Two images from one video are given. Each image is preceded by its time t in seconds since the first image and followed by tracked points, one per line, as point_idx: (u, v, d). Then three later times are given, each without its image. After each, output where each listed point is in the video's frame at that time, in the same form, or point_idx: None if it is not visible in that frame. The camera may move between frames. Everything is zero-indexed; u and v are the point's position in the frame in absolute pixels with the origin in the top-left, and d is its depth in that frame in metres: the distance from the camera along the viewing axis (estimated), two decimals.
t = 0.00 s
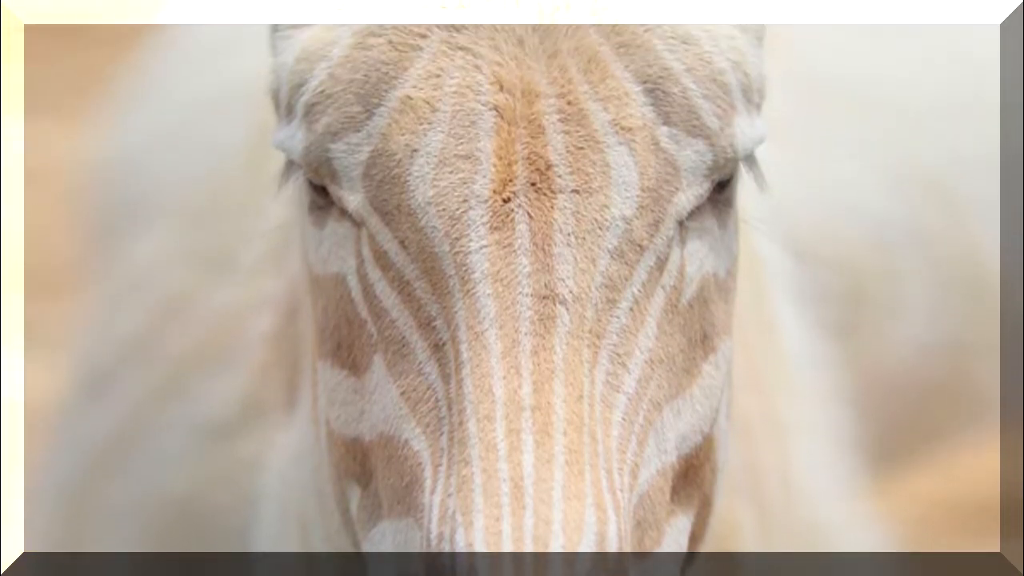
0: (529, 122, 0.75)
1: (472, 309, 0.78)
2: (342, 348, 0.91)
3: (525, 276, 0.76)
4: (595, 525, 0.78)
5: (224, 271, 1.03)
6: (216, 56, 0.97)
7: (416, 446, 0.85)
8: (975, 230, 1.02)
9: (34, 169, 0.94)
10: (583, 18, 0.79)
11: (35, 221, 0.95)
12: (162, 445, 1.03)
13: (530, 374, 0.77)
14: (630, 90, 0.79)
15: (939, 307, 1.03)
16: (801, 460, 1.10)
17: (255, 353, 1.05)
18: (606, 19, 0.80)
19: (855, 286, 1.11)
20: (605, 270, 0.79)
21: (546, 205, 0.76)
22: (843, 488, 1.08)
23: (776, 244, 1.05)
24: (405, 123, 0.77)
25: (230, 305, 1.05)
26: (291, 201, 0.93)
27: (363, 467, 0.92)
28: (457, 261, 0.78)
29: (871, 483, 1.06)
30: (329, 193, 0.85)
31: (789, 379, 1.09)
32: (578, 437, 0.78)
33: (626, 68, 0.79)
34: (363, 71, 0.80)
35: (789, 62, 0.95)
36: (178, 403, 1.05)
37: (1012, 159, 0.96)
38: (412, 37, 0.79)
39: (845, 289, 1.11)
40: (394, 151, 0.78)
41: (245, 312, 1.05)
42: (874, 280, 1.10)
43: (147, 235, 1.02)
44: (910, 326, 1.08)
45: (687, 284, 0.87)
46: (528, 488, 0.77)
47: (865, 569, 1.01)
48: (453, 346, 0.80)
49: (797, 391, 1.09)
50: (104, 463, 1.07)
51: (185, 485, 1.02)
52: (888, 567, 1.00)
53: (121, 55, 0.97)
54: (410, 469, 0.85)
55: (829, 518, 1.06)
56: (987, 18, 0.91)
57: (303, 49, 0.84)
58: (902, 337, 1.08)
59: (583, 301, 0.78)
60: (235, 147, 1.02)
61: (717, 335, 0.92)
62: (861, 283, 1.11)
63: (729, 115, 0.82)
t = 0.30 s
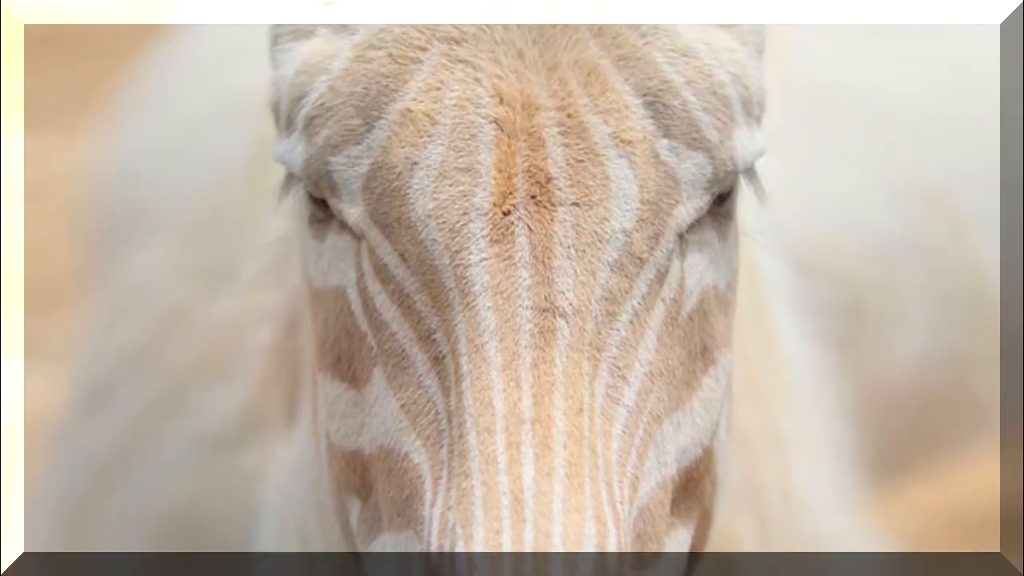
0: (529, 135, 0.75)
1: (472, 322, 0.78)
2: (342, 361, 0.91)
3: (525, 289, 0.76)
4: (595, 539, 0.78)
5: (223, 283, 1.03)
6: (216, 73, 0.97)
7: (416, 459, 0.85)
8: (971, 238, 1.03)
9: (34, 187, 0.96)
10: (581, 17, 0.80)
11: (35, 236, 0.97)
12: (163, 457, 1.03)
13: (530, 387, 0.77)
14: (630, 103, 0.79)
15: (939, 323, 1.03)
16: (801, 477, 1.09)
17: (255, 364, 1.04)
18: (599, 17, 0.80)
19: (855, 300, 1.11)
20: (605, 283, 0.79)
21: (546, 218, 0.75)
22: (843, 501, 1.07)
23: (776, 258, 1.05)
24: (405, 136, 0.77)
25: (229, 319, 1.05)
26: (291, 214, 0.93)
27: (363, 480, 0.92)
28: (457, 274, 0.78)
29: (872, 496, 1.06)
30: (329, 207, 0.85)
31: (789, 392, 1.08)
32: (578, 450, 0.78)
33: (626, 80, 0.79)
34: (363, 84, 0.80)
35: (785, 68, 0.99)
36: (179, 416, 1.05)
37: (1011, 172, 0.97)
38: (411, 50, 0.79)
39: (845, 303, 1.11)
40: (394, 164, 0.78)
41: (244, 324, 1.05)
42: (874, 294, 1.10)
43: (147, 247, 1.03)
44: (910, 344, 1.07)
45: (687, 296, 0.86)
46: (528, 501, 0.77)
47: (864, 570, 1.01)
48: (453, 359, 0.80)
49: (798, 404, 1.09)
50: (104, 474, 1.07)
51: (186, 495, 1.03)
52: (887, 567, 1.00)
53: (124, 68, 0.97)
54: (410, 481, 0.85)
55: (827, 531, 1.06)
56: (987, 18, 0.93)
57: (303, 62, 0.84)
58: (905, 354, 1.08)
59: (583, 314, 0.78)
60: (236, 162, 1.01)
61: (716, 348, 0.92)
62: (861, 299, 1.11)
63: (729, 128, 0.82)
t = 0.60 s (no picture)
0: (529, 148, 0.75)
1: (472, 335, 0.78)
2: (342, 374, 0.91)
3: (525, 301, 0.76)
4: (596, 552, 0.78)
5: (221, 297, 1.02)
6: (217, 86, 0.96)
7: (415, 472, 0.85)
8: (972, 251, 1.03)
9: (34, 199, 0.96)
10: (582, 19, 0.81)
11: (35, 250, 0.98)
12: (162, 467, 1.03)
13: (530, 399, 0.77)
14: (630, 116, 0.79)
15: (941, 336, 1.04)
16: (802, 487, 1.10)
17: (255, 378, 1.05)
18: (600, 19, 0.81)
19: (855, 312, 1.08)
20: (605, 296, 0.79)
21: (546, 230, 0.75)
22: (842, 513, 1.08)
23: (777, 270, 1.04)
24: (405, 149, 0.77)
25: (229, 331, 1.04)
26: (291, 227, 0.93)
27: (363, 492, 0.92)
28: (457, 286, 0.77)
29: (872, 509, 1.06)
30: (328, 219, 0.85)
31: (789, 405, 1.09)
32: (578, 463, 0.78)
33: (626, 93, 0.79)
34: (362, 96, 0.80)
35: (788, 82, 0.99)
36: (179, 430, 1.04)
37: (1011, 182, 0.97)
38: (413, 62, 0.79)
39: (845, 314, 1.09)
40: (394, 177, 0.78)
41: (245, 336, 1.04)
42: (875, 305, 1.07)
43: (148, 259, 1.02)
44: (910, 353, 1.06)
45: (687, 309, 0.86)
46: (528, 514, 0.77)
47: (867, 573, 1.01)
48: (453, 371, 0.80)
49: (796, 418, 1.09)
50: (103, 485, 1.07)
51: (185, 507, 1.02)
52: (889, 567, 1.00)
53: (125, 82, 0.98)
54: (410, 494, 0.86)
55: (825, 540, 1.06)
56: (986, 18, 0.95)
57: (303, 74, 0.84)
58: (905, 365, 1.07)
59: (583, 327, 0.78)
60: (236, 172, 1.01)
61: (717, 360, 0.92)
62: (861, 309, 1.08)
63: (729, 141, 0.82)
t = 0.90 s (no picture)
0: (529, 161, 0.75)
1: (472, 347, 0.77)
2: (342, 387, 0.91)
3: (525, 314, 0.76)
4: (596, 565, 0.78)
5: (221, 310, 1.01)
6: (216, 95, 0.98)
7: (415, 484, 0.85)
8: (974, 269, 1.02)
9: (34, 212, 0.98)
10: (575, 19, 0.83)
11: (37, 259, 0.99)
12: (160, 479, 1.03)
13: (530, 412, 0.77)
14: (630, 129, 0.78)
15: (942, 348, 1.03)
16: (802, 500, 1.10)
17: (255, 391, 1.04)
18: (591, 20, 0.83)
19: (854, 326, 1.07)
20: (605, 308, 0.78)
21: (546, 243, 0.75)
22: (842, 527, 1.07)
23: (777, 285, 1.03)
24: (405, 161, 0.77)
25: (230, 344, 1.02)
26: (292, 240, 0.94)
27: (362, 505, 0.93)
28: (457, 299, 0.77)
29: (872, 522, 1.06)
30: (328, 233, 0.85)
31: (789, 419, 1.10)
32: (578, 475, 0.78)
33: (626, 105, 0.79)
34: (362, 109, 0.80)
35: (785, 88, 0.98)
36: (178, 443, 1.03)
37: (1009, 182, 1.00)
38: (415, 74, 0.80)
39: (844, 328, 1.07)
40: (394, 189, 0.77)
41: (245, 349, 1.03)
42: (874, 319, 1.06)
43: (147, 273, 1.01)
44: (909, 368, 1.04)
45: (687, 322, 0.86)
46: (528, 526, 0.77)
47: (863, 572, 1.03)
48: (452, 384, 0.80)
49: (795, 430, 1.10)
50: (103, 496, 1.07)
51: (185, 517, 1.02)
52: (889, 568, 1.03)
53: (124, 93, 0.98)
54: (410, 507, 0.86)
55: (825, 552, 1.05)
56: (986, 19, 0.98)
57: (303, 88, 0.84)
58: (904, 380, 1.04)
59: (583, 340, 0.77)
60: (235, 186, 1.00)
61: (716, 373, 0.93)
62: (861, 324, 1.06)
63: (729, 153, 0.81)
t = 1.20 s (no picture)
0: (529, 173, 0.75)
1: (472, 360, 0.77)
2: (342, 399, 0.91)
3: (525, 327, 0.76)
4: None
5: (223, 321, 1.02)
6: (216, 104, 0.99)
7: (415, 497, 0.85)
8: (975, 278, 1.01)
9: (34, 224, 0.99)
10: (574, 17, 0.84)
11: (37, 275, 1.00)
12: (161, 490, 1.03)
13: (530, 425, 0.77)
14: (630, 141, 0.78)
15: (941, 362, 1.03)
16: (801, 513, 1.09)
17: (255, 404, 1.04)
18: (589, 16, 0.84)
19: (854, 338, 1.06)
20: (605, 321, 0.78)
21: (546, 256, 0.75)
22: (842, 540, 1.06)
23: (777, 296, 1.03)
24: (405, 174, 0.77)
25: (230, 355, 1.02)
26: (292, 252, 0.94)
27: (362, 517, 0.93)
28: (457, 312, 0.77)
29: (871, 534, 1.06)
30: (328, 246, 0.85)
31: (790, 433, 1.09)
32: (578, 488, 0.78)
33: (626, 118, 0.78)
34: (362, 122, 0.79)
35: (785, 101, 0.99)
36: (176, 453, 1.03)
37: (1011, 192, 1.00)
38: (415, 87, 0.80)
39: (844, 341, 1.07)
40: (394, 202, 0.77)
41: (245, 361, 1.03)
42: (874, 330, 1.05)
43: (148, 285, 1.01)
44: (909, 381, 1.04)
45: (687, 334, 0.86)
46: (528, 539, 0.77)
47: None
48: (452, 397, 0.80)
49: (798, 442, 1.09)
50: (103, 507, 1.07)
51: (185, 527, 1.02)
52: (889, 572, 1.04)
53: (126, 107, 0.98)
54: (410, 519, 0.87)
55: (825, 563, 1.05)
56: (987, 18, 0.99)
57: (303, 100, 0.84)
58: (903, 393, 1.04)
59: (583, 352, 0.77)
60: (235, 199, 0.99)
61: (716, 386, 0.93)
62: (860, 335, 1.06)
63: (730, 166, 0.81)
